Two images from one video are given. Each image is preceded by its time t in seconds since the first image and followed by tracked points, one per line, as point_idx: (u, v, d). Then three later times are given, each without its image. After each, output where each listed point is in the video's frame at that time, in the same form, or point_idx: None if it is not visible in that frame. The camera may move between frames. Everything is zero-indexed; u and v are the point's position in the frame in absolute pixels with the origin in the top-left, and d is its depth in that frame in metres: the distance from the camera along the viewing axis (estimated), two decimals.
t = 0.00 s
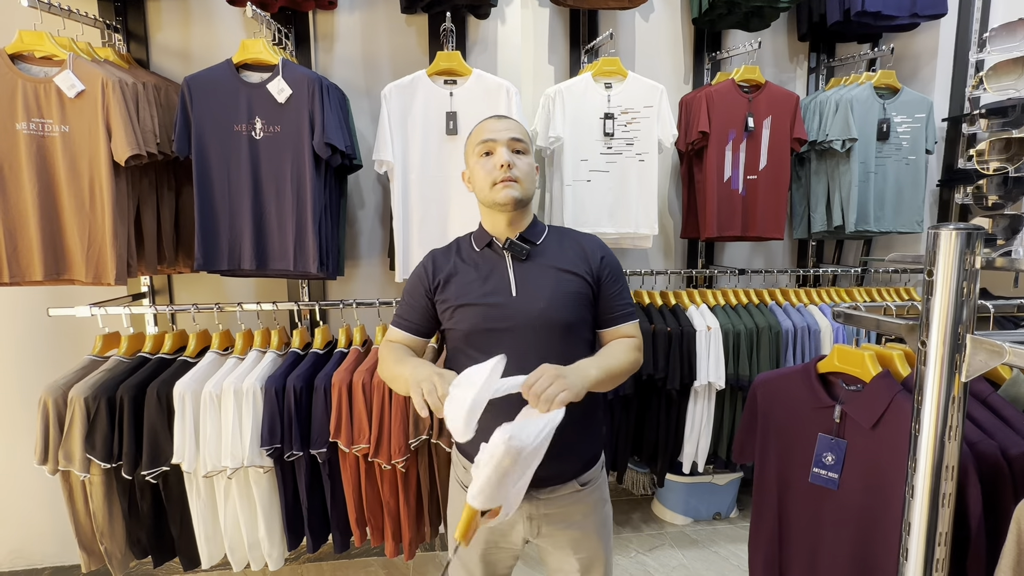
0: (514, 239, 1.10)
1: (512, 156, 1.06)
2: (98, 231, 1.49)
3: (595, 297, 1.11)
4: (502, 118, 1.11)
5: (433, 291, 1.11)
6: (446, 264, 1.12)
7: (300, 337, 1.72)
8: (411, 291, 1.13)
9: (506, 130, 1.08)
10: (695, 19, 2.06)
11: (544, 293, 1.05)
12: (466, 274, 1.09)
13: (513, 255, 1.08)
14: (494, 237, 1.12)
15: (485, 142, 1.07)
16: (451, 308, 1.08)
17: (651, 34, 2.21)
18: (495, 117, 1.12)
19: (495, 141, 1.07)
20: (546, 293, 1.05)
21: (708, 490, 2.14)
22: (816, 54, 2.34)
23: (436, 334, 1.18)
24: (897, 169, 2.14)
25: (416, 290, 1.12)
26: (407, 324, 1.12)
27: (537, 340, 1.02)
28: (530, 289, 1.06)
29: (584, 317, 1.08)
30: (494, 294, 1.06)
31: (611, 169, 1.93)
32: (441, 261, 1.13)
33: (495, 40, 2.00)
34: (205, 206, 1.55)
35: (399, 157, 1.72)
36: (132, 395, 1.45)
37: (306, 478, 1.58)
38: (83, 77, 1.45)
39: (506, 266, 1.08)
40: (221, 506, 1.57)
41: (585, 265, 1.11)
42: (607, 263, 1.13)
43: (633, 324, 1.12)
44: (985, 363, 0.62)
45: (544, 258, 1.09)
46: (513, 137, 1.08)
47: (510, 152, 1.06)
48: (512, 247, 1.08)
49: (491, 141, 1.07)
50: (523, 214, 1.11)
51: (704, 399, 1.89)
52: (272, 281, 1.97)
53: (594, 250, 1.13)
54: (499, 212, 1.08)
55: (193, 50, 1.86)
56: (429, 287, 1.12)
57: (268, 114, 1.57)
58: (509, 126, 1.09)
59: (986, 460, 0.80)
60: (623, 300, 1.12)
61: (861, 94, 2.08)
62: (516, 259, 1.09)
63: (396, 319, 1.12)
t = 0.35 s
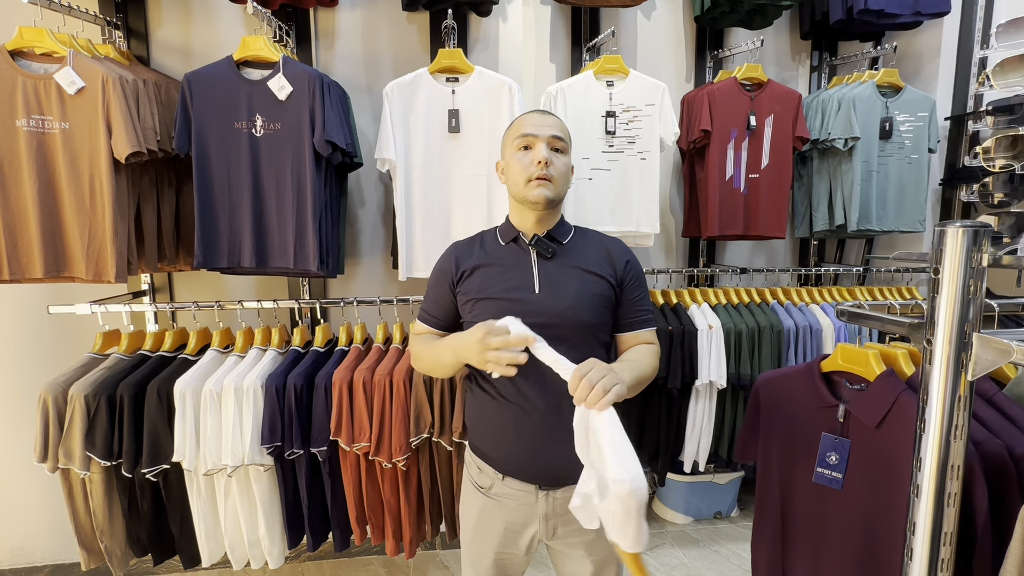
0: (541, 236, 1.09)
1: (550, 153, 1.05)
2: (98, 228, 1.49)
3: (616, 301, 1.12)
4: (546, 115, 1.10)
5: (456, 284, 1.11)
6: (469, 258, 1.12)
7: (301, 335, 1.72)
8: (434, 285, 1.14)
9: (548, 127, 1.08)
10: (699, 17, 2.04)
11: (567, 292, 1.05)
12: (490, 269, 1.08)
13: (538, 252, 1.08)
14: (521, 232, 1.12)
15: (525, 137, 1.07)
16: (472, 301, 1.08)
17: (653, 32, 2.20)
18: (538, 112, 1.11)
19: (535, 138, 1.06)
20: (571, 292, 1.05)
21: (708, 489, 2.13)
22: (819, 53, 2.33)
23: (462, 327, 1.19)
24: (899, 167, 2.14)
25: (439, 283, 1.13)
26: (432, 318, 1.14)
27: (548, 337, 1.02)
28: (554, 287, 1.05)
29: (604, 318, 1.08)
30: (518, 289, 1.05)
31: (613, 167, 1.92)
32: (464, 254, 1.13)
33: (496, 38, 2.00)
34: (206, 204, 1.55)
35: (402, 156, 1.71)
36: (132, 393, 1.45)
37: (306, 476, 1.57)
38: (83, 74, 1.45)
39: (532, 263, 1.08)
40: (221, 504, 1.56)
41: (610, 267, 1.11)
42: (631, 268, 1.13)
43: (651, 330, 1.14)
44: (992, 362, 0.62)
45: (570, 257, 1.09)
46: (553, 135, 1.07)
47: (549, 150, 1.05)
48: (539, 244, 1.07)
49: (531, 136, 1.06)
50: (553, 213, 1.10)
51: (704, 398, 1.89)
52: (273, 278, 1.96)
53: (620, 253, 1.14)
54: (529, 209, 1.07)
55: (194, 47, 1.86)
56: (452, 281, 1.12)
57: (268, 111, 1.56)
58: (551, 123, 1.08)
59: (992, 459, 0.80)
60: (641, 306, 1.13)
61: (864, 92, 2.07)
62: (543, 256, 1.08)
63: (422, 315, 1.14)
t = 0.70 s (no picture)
0: (558, 232, 1.09)
1: (570, 150, 1.05)
2: (98, 225, 1.48)
3: (628, 302, 1.11)
4: (567, 113, 1.10)
5: (470, 274, 1.10)
6: (485, 248, 1.11)
7: (301, 333, 1.71)
8: (447, 273, 1.12)
9: (569, 125, 1.07)
10: (700, 15, 2.03)
11: (580, 290, 1.05)
12: (505, 262, 1.08)
13: (554, 248, 1.08)
14: (537, 227, 1.11)
15: (546, 133, 1.06)
16: (487, 293, 1.07)
17: (655, 29, 2.20)
18: (558, 110, 1.10)
19: (556, 135, 1.06)
20: (584, 291, 1.05)
21: (709, 487, 2.13)
22: (821, 51, 2.32)
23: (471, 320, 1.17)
24: (901, 166, 2.13)
25: (452, 272, 1.11)
26: (443, 307, 1.11)
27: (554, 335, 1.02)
28: (567, 285, 1.05)
29: (614, 318, 1.08)
30: (531, 283, 1.05)
31: (614, 165, 1.91)
32: (480, 245, 1.12)
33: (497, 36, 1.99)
34: (205, 201, 1.54)
35: (402, 153, 1.71)
36: (132, 391, 1.45)
37: (306, 475, 1.57)
38: (83, 70, 1.44)
39: (547, 259, 1.07)
40: (221, 503, 1.56)
41: (623, 268, 1.11)
42: (643, 272, 1.13)
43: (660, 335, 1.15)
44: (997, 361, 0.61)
45: (583, 255, 1.09)
46: (574, 134, 1.06)
47: (569, 148, 1.05)
48: (555, 240, 1.07)
49: (552, 133, 1.06)
50: (570, 209, 1.09)
51: (705, 397, 1.89)
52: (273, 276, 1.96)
53: (634, 255, 1.14)
54: (547, 204, 1.07)
55: (194, 44, 1.85)
56: (466, 270, 1.10)
57: (268, 108, 1.55)
58: (572, 121, 1.08)
59: (996, 457, 0.80)
60: (653, 308, 1.13)
61: (865, 91, 2.06)
62: (558, 254, 1.08)
63: (432, 304, 1.11)
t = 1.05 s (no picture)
0: (565, 235, 1.08)
1: (580, 177, 1.00)
2: (98, 223, 1.48)
3: (632, 304, 1.11)
4: (582, 129, 1.01)
5: (475, 274, 1.10)
6: (492, 248, 1.10)
7: (301, 332, 1.71)
8: (453, 271, 1.12)
9: (582, 145, 1.00)
10: (700, 13, 2.04)
11: (584, 289, 1.05)
12: (513, 261, 1.08)
13: (561, 250, 1.07)
14: (544, 230, 1.09)
15: (556, 155, 1.00)
16: (492, 293, 1.07)
17: (655, 28, 2.19)
18: (574, 121, 1.01)
19: (568, 157, 1.00)
20: (589, 292, 1.05)
21: (708, 486, 2.14)
22: (821, 50, 2.32)
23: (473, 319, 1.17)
24: (901, 165, 2.13)
25: (459, 270, 1.11)
26: (448, 304, 1.10)
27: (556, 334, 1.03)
28: (572, 286, 1.05)
29: (620, 318, 1.07)
30: (537, 283, 1.05)
31: (614, 164, 1.91)
32: (488, 244, 1.11)
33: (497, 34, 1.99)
34: (205, 199, 1.54)
35: (402, 151, 1.70)
36: (132, 389, 1.45)
37: (306, 473, 1.57)
38: (82, 68, 1.44)
39: (553, 260, 1.07)
40: (221, 500, 1.56)
41: (629, 270, 1.11)
42: (649, 274, 1.13)
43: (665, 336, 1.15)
44: (997, 360, 0.61)
45: (590, 257, 1.09)
46: (587, 156, 1.00)
47: (579, 174, 1.00)
48: (563, 242, 1.06)
49: (562, 155, 1.00)
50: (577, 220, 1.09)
51: (704, 396, 1.89)
52: (273, 274, 1.96)
53: (640, 258, 1.14)
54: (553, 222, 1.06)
55: (194, 42, 1.85)
56: (473, 269, 1.10)
57: (268, 106, 1.55)
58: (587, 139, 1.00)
59: (995, 456, 0.80)
60: (658, 312, 1.13)
61: (865, 90, 2.06)
62: (565, 255, 1.07)
63: (437, 301, 1.10)
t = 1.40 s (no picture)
0: (564, 235, 1.08)
1: (581, 185, 0.99)
2: (98, 220, 1.48)
3: (631, 303, 1.12)
4: (584, 136, 0.98)
5: (475, 273, 1.10)
6: (492, 246, 1.11)
7: (301, 329, 1.71)
8: (452, 269, 1.12)
9: (583, 154, 0.98)
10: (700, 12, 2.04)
11: (584, 288, 1.05)
12: (511, 261, 1.08)
13: (560, 250, 1.07)
14: (543, 230, 1.09)
15: (557, 164, 0.98)
16: (490, 291, 1.08)
17: (656, 26, 2.19)
18: (575, 127, 0.98)
19: (569, 166, 0.98)
20: (587, 292, 1.05)
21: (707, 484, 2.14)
22: (821, 49, 2.32)
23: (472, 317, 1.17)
24: (900, 164, 2.14)
25: (458, 269, 1.11)
26: (447, 303, 1.10)
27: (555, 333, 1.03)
28: (570, 286, 1.05)
29: (619, 317, 1.07)
30: (536, 282, 1.05)
31: (614, 163, 1.91)
32: (488, 243, 1.12)
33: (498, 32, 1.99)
34: (205, 197, 1.54)
35: (402, 149, 1.70)
36: (133, 386, 1.45)
37: (306, 470, 1.57)
38: (82, 65, 1.43)
39: (552, 260, 1.07)
40: (221, 498, 1.57)
41: (629, 269, 1.11)
42: (649, 272, 1.14)
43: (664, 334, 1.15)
44: (996, 358, 0.62)
45: (589, 257, 1.09)
46: (589, 165, 0.98)
47: (581, 183, 0.99)
48: (562, 243, 1.06)
49: (563, 164, 0.98)
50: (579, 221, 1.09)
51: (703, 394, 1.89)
52: (273, 272, 1.96)
53: (639, 258, 1.14)
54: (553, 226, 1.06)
55: (193, 39, 1.84)
56: (473, 267, 1.10)
57: (268, 103, 1.55)
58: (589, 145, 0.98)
59: (992, 455, 0.80)
60: (658, 309, 1.12)
61: (866, 89, 2.06)
62: (564, 256, 1.07)
63: (436, 300, 1.10)
